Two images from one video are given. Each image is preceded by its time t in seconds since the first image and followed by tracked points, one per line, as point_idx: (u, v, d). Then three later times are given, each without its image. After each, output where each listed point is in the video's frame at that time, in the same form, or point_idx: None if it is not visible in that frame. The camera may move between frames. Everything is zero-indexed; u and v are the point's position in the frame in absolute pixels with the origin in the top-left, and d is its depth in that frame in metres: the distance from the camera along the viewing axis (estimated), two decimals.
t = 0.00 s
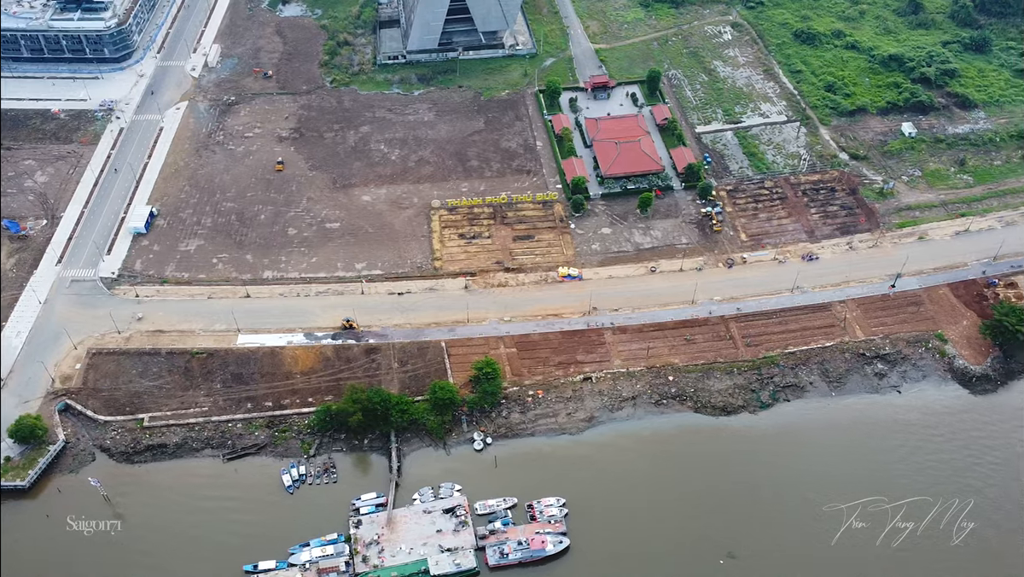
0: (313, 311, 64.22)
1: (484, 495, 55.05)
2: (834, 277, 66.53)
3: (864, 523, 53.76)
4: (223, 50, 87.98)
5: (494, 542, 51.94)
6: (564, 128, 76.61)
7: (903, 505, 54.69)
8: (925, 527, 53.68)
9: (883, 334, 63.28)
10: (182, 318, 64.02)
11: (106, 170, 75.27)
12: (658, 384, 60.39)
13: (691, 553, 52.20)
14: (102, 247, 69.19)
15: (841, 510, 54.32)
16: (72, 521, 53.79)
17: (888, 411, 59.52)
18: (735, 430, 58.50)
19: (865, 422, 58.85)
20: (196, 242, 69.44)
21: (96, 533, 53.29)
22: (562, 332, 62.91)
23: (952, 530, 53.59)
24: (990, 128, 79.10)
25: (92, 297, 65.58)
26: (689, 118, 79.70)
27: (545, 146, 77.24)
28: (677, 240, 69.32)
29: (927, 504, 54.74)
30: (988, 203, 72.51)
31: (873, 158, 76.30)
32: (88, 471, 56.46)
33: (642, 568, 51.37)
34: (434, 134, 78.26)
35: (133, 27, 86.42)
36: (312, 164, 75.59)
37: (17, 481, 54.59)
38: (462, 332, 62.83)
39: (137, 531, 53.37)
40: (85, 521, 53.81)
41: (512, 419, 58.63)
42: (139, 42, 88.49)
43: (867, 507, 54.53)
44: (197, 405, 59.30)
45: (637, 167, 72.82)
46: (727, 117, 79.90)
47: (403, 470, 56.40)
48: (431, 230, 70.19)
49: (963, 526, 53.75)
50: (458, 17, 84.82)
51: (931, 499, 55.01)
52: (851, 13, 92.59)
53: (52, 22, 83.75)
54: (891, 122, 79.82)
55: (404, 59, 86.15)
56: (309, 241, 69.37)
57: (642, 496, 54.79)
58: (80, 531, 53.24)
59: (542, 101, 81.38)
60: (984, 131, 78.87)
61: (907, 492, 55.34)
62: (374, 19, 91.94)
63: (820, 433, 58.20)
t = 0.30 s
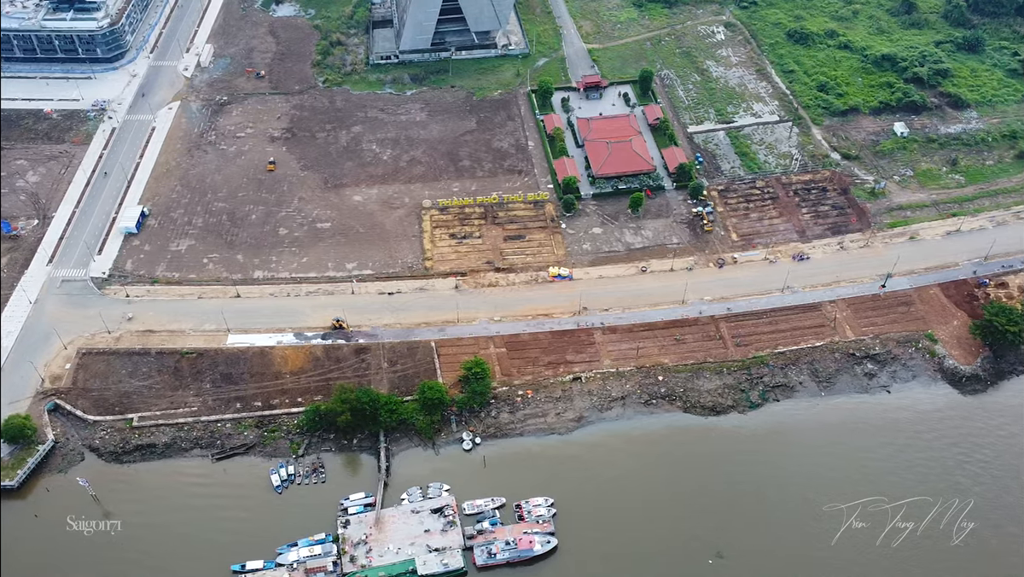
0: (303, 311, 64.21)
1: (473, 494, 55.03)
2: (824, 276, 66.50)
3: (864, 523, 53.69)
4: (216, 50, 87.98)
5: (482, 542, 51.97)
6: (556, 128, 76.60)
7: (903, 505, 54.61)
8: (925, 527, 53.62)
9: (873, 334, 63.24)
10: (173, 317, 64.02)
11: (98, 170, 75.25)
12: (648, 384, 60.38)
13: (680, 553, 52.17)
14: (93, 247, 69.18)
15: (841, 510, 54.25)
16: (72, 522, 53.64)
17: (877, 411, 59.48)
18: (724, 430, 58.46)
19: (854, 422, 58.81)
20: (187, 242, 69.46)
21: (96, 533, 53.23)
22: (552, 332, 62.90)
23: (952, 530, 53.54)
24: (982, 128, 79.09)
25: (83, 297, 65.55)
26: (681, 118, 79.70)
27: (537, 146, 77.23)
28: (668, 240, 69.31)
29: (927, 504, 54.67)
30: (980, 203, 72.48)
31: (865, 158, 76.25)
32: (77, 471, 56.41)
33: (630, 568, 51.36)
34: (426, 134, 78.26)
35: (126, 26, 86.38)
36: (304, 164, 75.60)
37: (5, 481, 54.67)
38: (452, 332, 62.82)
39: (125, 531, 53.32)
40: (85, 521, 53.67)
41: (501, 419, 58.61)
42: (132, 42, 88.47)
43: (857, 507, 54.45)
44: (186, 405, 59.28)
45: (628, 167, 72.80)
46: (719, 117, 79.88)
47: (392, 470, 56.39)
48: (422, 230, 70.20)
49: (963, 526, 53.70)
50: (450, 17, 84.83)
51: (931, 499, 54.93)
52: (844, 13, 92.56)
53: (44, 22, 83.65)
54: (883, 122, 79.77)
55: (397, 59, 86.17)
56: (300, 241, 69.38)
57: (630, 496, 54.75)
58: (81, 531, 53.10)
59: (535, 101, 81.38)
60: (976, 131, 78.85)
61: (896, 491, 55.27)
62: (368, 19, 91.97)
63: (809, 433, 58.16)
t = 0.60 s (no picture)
0: (293, 311, 64.22)
1: (461, 495, 55.02)
2: (815, 276, 66.49)
3: (864, 524, 53.59)
4: (209, 50, 87.99)
5: (470, 542, 51.95)
6: (547, 128, 76.59)
7: (903, 505, 54.51)
8: (925, 527, 53.52)
9: (863, 334, 63.23)
10: (163, 317, 64.04)
11: (89, 170, 75.23)
12: (637, 384, 60.38)
13: (668, 553, 52.17)
14: (84, 247, 69.19)
15: (841, 510, 54.16)
16: (72, 522, 53.59)
17: (867, 411, 59.40)
18: (713, 430, 58.46)
19: (844, 422, 58.75)
20: (178, 242, 69.47)
21: (97, 533, 53.23)
22: (542, 332, 62.91)
23: (951, 530, 53.44)
24: (974, 128, 79.06)
25: (73, 297, 65.55)
26: (673, 118, 79.70)
27: (528, 146, 77.24)
28: (658, 240, 69.31)
29: (927, 504, 54.56)
30: (971, 203, 72.45)
31: (857, 158, 76.23)
32: (66, 472, 56.38)
33: (618, 568, 51.35)
34: (418, 134, 78.27)
35: (118, 26, 86.35)
36: (296, 164, 75.60)
37: None
38: (442, 332, 62.83)
39: (113, 531, 53.27)
40: (85, 521, 53.66)
41: (490, 419, 58.61)
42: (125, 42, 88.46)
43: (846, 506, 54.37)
44: (176, 405, 59.27)
45: (619, 167, 72.77)
46: (711, 117, 79.87)
47: (381, 470, 56.38)
48: (413, 230, 70.22)
49: (963, 526, 53.58)
50: (443, 17, 84.85)
51: (931, 499, 54.82)
52: (837, 13, 92.55)
53: (37, 22, 83.58)
54: (875, 122, 79.75)
55: (389, 59, 86.21)
56: (291, 241, 69.38)
57: (619, 496, 54.75)
58: (81, 531, 53.14)
59: (527, 101, 81.39)
60: (968, 130, 78.81)
61: (885, 491, 55.16)
62: (361, 19, 92.03)
63: (798, 433, 58.15)
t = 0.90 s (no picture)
0: (284, 311, 64.23)
1: (450, 494, 54.99)
2: (805, 276, 66.48)
3: (864, 524, 53.55)
4: (201, 50, 88.02)
5: (458, 541, 51.93)
6: (539, 128, 76.59)
7: (903, 505, 54.45)
8: (924, 527, 53.45)
9: (853, 334, 63.21)
10: (153, 317, 64.05)
11: (81, 170, 75.20)
12: (627, 384, 60.37)
13: (656, 553, 52.15)
14: (75, 247, 69.16)
15: (841, 510, 54.12)
16: (72, 522, 53.54)
17: (856, 411, 59.36)
18: (702, 430, 58.42)
19: (833, 422, 58.70)
20: (169, 242, 69.47)
21: (97, 533, 53.23)
22: (531, 332, 62.91)
23: (952, 530, 53.36)
24: (966, 128, 79.03)
25: (64, 297, 65.51)
26: (665, 118, 79.69)
27: (520, 146, 77.25)
28: (649, 239, 69.29)
29: (927, 504, 54.49)
30: (962, 203, 72.40)
31: (848, 157, 76.20)
32: (54, 472, 56.33)
33: (606, 567, 51.33)
34: (410, 134, 78.28)
35: (111, 26, 86.32)
36: (288, 164, 75.61)
37: None
38: (432, 332, 62.83)
39: (101, 531, 53.20)
40: (85, 522, 53.65)
41: (479, 418, 58.61)
42: (117, 42, 88.44)
43: (835, 506, 54.32)
44: (165, 405, 59.27)
45: (611, 167, 72.76)
46: (703, 117, 79.86)
47: (370, 470, 56.35)
48: (404, 230, 70.21)
49: (963, 526, 53.50)
50: (435, 17, 84.87)
51: (931, 499, 54.75)
52: (830, 12, 92.53)
53: (29, 22, 83.52)
54: (867, 122, 79.73)
55: (382, 59, 86.24)
56: (282, 241, 69.38)
57: (607, 496, 54.72)
58: (81, 531, 53.12)
59: (519, 101, 81.41)
60: (960, 130, 78.77)
61: (874, 491, 55.09)
62: (354, 19, 92.07)
63: (787, 433, 58.12)
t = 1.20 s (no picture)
0: (274, 311, 64.24)
1: (438, 494, 54.97)
2: (796, 276, 66.45)
3: (864, 524, 53.53)
4: (194, 50, 88.04)
5: (445, 541, 51.93)
6: (531, 128, 76.59)
7: (903, 505, 54.43)
8: (924, 527, 53.43)
9: (843, 334, 63.20)
10: (143, 317, 64.06)
11: (73, 170, 75.17)
12: (616, 383, 60.36)
13: (645, 553, 52.10)
14: (67, 247, 69.13)
15: (841, 510, 54.10)
16: (72, 522, 53.56)
17: (846, 411, 59.32)
18: (692, 429, 58.38)
19: (823, 422, 58.67)
20: (160, 242, 69.49)
21: (96, 533, 53.23)
22: (521, 332, 62.89)
23: (951, 530, 53.31)
24: (958, 128, 78.99)
25: (54, 297, 65.48)
26: (657, 118, 79.68)
27: (512, 146, 77.25)
28: (640, 239, 69.29)
29: (927, 504, 54.46)
30: (954, 203, 72.36)
31: (840, 157, 76.18)
32: (43, 472, 56.28)
33: (595, 567, 51.28)
34: (402, 134, 78.29)
35: (104, 26, 86.30)
36: (279, 164, 75.63)
37: None
38: (422, 332, 62.81)
39: (89, 531, 53.17)
40: (85, 521, 53.67)
41: (468, 418, 58.59)
42: (110, 42, 88.43)
43: (823, 506, 54.27)
44: (154, 405, 59.27)
45: (602, 167, 72.77)
46: (695, 117, 79.85)
47: (358, 470, 56.34)
48: (395, 230, 70.22)
49: (963, 526, 53.44)
50: (428, 17, 84.89)
51: (931, 499, 54.71)
52: (823, 12, 92.53)
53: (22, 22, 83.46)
54: (859, 122, 79.70)
55: (375, 59, 86.25)
56: (272, 241, 69.39)
57: (596, 496, 54.67)
58: (80, 531, 53.14)
59: (511, 101, 81.42)
60: (952, 130, 78.73)
61: (863, 491, 55.04)
62: (347, 19, 92.13)
63: (777, 433, 58.07)
